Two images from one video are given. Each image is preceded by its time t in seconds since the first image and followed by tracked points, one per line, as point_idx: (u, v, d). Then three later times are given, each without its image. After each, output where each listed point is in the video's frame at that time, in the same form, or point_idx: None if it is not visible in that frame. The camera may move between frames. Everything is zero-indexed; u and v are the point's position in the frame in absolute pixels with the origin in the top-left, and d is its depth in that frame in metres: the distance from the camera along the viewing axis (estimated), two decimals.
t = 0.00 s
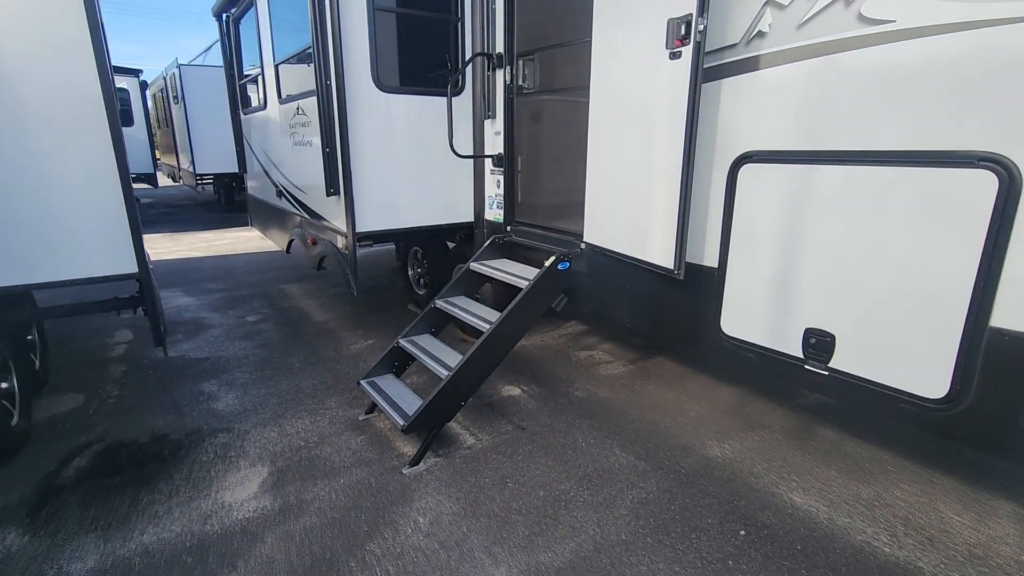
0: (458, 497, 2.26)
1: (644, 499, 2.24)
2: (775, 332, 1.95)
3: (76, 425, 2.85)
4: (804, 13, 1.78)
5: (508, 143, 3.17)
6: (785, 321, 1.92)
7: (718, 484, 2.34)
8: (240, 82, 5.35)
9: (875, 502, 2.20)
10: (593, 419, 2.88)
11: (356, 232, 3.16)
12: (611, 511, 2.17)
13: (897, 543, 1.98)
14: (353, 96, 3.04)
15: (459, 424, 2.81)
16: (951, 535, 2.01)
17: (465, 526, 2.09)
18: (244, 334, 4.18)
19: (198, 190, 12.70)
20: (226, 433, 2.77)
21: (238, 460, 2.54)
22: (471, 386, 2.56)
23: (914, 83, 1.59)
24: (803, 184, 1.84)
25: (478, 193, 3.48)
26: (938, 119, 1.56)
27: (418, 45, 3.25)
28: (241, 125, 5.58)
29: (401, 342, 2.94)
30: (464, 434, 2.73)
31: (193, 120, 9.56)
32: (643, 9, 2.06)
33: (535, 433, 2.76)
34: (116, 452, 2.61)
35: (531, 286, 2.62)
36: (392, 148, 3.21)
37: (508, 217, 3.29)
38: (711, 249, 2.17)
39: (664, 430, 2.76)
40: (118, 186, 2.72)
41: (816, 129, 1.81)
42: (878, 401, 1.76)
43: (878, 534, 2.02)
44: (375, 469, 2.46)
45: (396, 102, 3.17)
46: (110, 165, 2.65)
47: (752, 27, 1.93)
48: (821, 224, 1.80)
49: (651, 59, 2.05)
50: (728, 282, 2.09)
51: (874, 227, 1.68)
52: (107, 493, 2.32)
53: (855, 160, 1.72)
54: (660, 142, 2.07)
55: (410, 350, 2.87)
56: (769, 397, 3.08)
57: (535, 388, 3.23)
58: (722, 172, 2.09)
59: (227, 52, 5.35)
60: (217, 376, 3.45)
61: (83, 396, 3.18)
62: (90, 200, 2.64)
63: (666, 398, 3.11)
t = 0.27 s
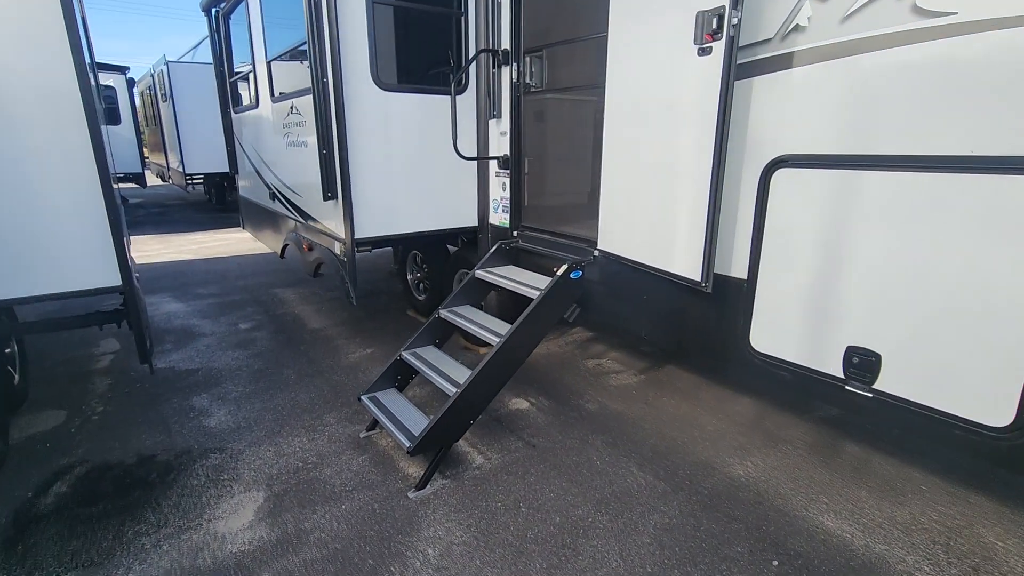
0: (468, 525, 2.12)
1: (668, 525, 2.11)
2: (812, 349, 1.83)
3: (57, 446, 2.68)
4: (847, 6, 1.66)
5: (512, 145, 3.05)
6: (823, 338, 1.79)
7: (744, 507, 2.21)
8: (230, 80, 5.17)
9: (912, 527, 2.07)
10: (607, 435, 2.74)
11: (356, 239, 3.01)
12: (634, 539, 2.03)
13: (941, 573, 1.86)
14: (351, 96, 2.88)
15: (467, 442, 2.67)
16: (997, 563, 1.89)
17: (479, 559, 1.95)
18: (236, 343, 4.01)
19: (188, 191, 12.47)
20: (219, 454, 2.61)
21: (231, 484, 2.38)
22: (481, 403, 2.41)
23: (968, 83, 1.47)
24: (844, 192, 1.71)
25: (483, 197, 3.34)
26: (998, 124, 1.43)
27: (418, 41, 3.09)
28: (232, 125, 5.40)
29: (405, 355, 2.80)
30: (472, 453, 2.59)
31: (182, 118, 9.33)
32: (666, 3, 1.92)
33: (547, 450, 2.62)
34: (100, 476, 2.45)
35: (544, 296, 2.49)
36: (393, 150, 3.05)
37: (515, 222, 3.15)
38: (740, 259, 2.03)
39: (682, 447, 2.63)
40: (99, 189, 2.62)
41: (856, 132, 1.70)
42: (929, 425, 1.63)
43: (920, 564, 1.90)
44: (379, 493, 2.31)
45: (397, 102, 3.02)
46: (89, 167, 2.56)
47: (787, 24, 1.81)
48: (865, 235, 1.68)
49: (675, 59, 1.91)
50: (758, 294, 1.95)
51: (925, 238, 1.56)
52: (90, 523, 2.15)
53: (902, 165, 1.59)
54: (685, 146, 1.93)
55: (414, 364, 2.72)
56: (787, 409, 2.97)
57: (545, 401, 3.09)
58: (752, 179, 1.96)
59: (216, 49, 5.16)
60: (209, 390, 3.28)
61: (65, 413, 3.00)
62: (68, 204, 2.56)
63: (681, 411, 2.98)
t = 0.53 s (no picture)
0: (490, 545, 1.99)
1: (701, 543, 1.99)
2: (861, 359, 1.71)
3: (45, 461, 2.52)
4: None
5: (527, 140, 2.91)
6: (873, 347, 1.68)
7: (778, 522, 2.09)
8: (223, 73, 4.99)
9: (958, 542, 1.97)
10: (627, 444, 2.62)
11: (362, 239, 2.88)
12: (666, 559, 1.92)
13: None
14: (357, 90, 2.74)
15: (482, 453, 2.53)
16: None
17: None
18: (233, 347, 3.85)
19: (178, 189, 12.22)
20: (219, 468, 2.46)
21: (233, 502, 2.24)
22: (499, 413, 2.28)
23: None
24: (897, 189, 1.60)
25: (492, 194, 3.21)
26: None
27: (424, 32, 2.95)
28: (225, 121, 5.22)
29: (414, 361, 2.67)
30: (487, 465, 2.46)
31: (171, 114, 9.11)
32: None
33: (566, 462, 2.49)
34: (92, 491, 2.30)
35: (563, 300, 2.37)
36: (401, 146, 2.92)
37: (528, 221, 3.03)
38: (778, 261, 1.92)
39: (706, 456, 2.51)
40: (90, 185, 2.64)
41: (914, 126, 1.59)
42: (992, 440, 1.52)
43: None
44: (392, 509, 2.18)
45: (404, 96, 2.88)
46: (80, 163, 2.58)
47: (837, 10, 1.69)
48: (922, 237, 1.56)
49: (713, 50, 1.79)
50: (798, 299, 1.84)
51: (990, 242, 1.44)
52: (81, 546, 2.00)
53: (965, 162, 1.47)
54: (721, 142, 1.82)
55: (425, 372, 2.58)
56: (811, 415, 2.86)
57: (559, 408, 2.97)
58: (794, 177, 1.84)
59: (208, 42, 4.97)
60: (206, 398, 3.12)
61: (53, 424, 2.84)
62: (60, 199, 2.58)
63: (701, 418, 2.87)
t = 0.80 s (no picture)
0: (519, 568, 1.85)
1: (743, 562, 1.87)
2: (924, 367, 1.60)
3: (32, 479, 2.34)
4: None
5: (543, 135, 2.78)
6: (939, 354, 1.57)
7: (821, 537, 1.98)
8: (216, 65, 4.78)
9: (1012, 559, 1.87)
10: (654, 454, 2.50)
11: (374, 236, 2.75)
12: None
13: None
14: (365, 80, 2.59)
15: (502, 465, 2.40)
16: None
17: None
18: (230, 351, 3.68)
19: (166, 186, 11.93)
20: (221, 484, 2.31)
21: (238, 522, 2.08)
22: (524, 424, 2.15)
23: None
24: (967, 186, 1.49)
25: (506, 190, 3.09)
26: None
27: (434, 19, 2.81)
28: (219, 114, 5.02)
29: (428, 368, 2.52)
30: (509, 478, 2.33)
31: (160, 108, 8.85)
32: None
33: (592, 473, 2.37)
34: (85, 512, 2.14)
35: (590, 302, 2.24)
36: (412, 138, 2.78)
37: (544, 218, 2.91)
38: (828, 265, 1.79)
39: (737, 466, 2.40)
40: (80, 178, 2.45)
41: (982, 119, 1.48)
42: None
43: None
44: (411, 529, 2.04)
45: (413, 86, 2.74)
46: (69, 154, 2.39)
47: None
48: (997, 236, 1.45)
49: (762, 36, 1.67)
50: (852, 304, 1.72)
51: None
52: None
53: None
54: (770, 135, 1.71)
55: (442, 379, 2.44)
56: (839, 421, 2.76)
57: (578, 415, 2.85)
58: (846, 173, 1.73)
59: (199, 31, 4.72)
60: (204, 407, 2.96)
61: (40, 437, 2.66)
62: (47, 194, 2.38)
63: (726, 425, 2.75)
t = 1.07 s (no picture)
0: None
1: None
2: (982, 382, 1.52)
3: (14, 506, 2.18)
4: None
5: (555, 136, 2.67)
6: (998, 369, 1.49)
7: (859, 559, 1.89)
8: (205, 62, 4.60)
9: None
10: (675, 469, 2.40)
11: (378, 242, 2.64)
12: None
13: None
14: (370, 77, 2.48)
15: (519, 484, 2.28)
16: None
17: None
18: (225, 362, 3.52)
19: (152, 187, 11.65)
20: (220, 509, 2.16)
21: (240, 552, 1.94)
22: (545, 442, 2.03)
23: None
24: None
25: (515, 194, 2.98)
26: None
27: (440, 16, 2.70)
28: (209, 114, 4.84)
29: (440, 382, 2.40)
30: (527, 498, 2.21)
31: (146, 108, 8.61)
32: None
33: (613, 491, 2.25)
34: (73, 543, 1.98)
35: (612, 311, 2.13)
36: (419, 139, 2.67)
37: (557, 223, 2.80)
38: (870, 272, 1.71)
39: (763, 481, 2.30)
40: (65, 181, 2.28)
41: None
42: None
43: None
44: (428, 557, 1.91)
45: (421, 84, 2.63)
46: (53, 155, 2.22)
47: None
48: None
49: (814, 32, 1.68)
50: (899, 315, 1.64)
51: None
52: None
53: None
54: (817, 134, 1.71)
55: (454, 394, 2.32)
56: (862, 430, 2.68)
57: (593, 427, 2.73)
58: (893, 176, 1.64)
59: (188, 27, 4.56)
60: (199, 422, 2.80)
61: (23, 459, 2.49)
62: (29, 198, 2.21)
63: (747, 436, 2.65)
